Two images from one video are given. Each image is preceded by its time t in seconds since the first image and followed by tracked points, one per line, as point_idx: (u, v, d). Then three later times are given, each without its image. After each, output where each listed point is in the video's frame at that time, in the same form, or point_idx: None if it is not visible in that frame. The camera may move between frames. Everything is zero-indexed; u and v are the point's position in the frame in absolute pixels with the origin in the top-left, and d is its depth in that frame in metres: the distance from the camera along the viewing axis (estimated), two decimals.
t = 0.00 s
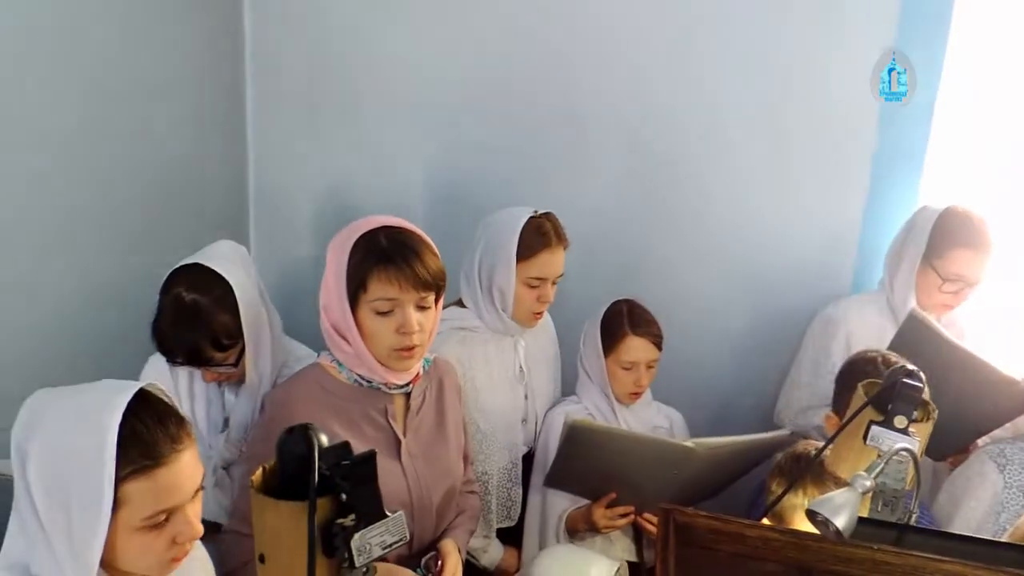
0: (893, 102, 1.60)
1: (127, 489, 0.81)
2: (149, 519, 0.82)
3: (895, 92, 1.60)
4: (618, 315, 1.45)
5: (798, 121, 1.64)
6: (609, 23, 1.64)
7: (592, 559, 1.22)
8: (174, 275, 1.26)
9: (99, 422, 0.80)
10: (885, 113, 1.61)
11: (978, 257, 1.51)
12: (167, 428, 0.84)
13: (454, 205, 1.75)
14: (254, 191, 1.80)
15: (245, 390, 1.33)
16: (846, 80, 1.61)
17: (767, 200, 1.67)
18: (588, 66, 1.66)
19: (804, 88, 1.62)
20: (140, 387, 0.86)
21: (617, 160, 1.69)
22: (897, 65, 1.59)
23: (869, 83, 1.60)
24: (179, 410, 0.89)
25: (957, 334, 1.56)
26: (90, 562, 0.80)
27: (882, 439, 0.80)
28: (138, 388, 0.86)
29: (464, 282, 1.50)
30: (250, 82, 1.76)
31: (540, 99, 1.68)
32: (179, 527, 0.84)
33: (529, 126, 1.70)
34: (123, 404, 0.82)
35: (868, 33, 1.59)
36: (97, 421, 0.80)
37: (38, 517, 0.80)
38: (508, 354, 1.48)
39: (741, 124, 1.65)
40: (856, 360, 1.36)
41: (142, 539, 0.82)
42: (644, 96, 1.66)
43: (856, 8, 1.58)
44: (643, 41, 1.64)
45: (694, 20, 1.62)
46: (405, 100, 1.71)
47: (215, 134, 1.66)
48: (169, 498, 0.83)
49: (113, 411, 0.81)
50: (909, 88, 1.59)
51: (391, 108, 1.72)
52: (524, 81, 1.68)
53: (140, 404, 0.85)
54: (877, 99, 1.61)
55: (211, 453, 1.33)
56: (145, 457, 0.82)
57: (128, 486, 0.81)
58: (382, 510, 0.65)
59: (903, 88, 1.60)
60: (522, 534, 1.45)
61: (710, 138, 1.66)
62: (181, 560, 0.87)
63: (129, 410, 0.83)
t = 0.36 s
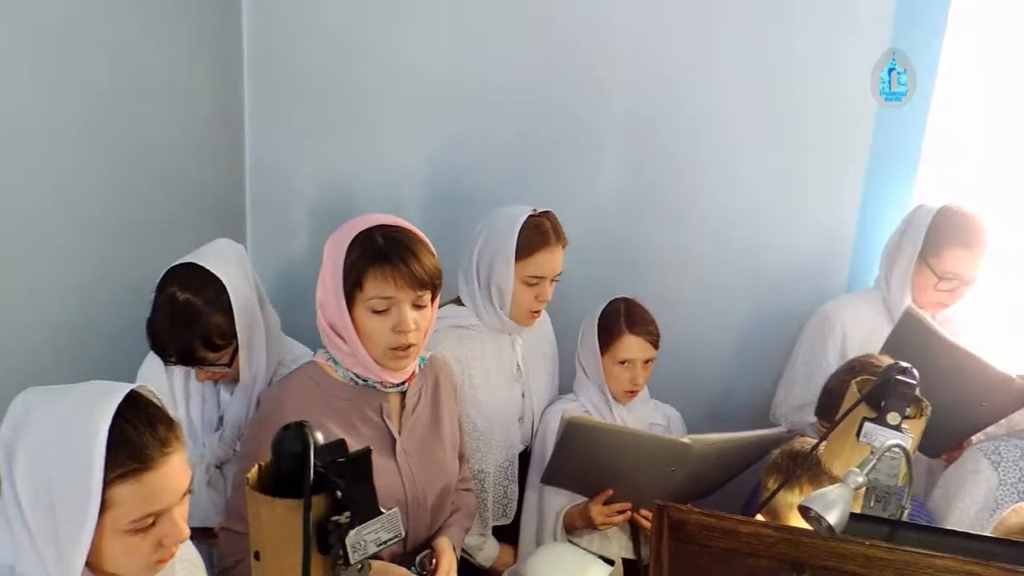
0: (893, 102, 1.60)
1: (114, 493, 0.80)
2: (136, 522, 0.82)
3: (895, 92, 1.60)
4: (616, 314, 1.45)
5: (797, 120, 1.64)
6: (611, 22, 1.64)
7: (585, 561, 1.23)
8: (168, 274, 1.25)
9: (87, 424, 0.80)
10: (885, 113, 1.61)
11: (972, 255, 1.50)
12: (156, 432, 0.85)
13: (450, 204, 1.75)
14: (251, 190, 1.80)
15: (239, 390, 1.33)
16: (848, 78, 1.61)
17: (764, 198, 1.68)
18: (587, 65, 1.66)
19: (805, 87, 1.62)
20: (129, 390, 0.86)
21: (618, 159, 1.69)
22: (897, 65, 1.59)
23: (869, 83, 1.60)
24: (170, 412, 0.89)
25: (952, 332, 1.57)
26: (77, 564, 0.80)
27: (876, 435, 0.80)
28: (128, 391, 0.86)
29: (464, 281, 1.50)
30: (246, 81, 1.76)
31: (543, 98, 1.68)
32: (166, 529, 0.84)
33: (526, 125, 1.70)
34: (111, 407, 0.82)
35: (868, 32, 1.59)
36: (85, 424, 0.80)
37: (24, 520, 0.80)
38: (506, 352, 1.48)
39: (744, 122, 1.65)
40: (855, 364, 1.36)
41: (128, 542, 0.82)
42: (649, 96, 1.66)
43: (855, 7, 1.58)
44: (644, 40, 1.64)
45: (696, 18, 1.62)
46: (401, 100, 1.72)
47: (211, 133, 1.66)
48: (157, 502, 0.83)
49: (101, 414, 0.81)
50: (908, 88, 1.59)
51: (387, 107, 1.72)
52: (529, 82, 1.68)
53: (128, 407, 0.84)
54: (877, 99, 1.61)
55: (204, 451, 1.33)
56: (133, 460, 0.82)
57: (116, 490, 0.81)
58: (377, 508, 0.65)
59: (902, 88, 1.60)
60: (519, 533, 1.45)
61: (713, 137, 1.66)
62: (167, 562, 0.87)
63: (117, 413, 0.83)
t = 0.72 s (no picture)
0: (894, 102, 1.61)
1: (93, 492, 0.81)
2: (116, 522, 0.82)
3: (895, 92, 1.61)
4: (602, 314, 1.46)
5: (791, 120, 1.65)
6: (609, 23, 1.64)
7: (570, 560, 1.23)
8: (158, 274, 1.25)
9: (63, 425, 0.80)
10: (887, 113, 1.62)
11: (953, 255, 1.55)
12: (133, 431, 0.85)
13: (436, 205, 1.75)
14: (236, 190, 1.80)
15: (229, 388, 1.33)
16: (842, 78, 1.62)
17: (752, 197, 1.69)
18: (581, 65, 1.66)
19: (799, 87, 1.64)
20: (104, 390, 0.86)
21: (614, 160, 1.69)
22: (897, 65, 1.60)
23: (870, 82, 1.61)
24: (147, 412, 0.89)
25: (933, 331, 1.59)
26: (59, 565, 0.80)
27: (854, 432, 0.81)
28: (103, 390, 0.86)
29: (448, 281, 1.50)
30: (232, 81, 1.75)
31: (539, 98, 1.69)
32: (148, 529, 0.84)
33: (514, 126, 1.70)
34: (86, 407, 0.82)
35: (861, 33, 1.60)
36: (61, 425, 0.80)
37: (3, 523, 0.79)
38: (492, 351, 1.49)
39: (744, 121, 1.66)
40: (835, 359, 1.37)
41: (110, 543, 0.82)
42: (648, 96, 1.66)
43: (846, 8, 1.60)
44: (641, 40, 1.64)
45: (692, 18, 1.63)
46: (389, 100, 1.71)
47: (196, 132, 1.65)
48: (137, 501, 0.82)
49: (76, 414, 0.81)
50: (909, 88, 1.60)
51: (373, 108, 1.72)
52: (524, 83, 1.68)
53: (104, 407, 0.84)
54: (877, 98, 1.62)
55: (194, 450, 1.32)
56: (110, 460, 0.82)
57: (94, 489, 0.81)
58: (359, 508, 0.65)
59: (903, 88, 1.61)
60: (506, 532, 1.46)
61: (711, 137, 1.67)
62: (152, 562, 0.87)
63: (93, 412, 0.83)
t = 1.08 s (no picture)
0: (894, 102, 1.61)
1: (95, 490, 0.81)
2: (116, 520, 0.83)
3: (895, 92, 1.61)
4: (598, 314, 1.46)
5: (791, 120, 1.65)
6: (609, 23, 1.65)
7: (568, 561, 1.23)
8: (148, 273, 1.24)
9: (65, 425, 0.79)
10: (887, 113, 1.63)
11: (951, 254, 1.55)
12: (136, 430, 0.85)
13: (432, 205, 1.75)
14: (232, 190, 1.79)
15: (223, 388, 1.34)
16: (839, 79, 1.63)
17: (748, 197, 1.69)
18: (580, 65, 1.66)
19: (797, 87, 1.64)
20: (106, 388, 0.86)
21: (613, 160, 1.70)
22: (897, 65, 1.60)
23: (869, 83, 1.62)
24: (148, 411, 0.90)
25: (929, 330, 1.59)
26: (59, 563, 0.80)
27: (848, 432, 0.81)
28: (104, 389, 0.86)
29: (446, 282, 1.50)
30: (227, 81, 1.75)
31: (538, 98, 1.69)
32: (148, 528, 0.85)
33: (511, 126, 1.70)
34: (88, 406, 0.82)
35: (859, 33, 1.61)
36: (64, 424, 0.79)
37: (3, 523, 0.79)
38: (489, 352, 1.49)
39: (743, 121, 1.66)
40: (830, 359, 1.38)
41: (110, 541, 0.83)
42: (648, 96, 1.67)
43: (844, 8, 1.60)
44: (641, 40, 1.65)
45: (690, 18, 1.63)
46: (386, 100, 1.72)
47: (193, 133, 1.65)
48: (138, 499, 0.83)
49: (79, 413, 0.81)
50: (909, 88, 1.60)
51: (370, 109, 1.72)
52: (523, 84, 1.68)
53: (106, 406, 0.84)
54: (877, 98, 1.62)
55: (188, 450, 1.33)
56: (113, 458, 0.82)
57: (96, 487, 0.81)
58: (355, 509, 0.65)
59: (903, 88, 1.61)
60: (503, 532, 1.46)
61: (710, 137, 1.67)
62: (150, 562, 0.88)
63: (95, 411, 0.83)
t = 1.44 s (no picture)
0: (894, 102, 1.62)
1: (116, 482, 0.83)
2: (135, 513, 0.85)
3: (895, 92, 1.61)
4: (595, 314, 1.46)
5: (791, 121, 1.66)
6: (609, 24, 1.65)
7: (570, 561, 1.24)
8: (136, 271, 1.25)
9: (90, 418, 0.81)
10: (887, 113, 1.63)
11: (951, 256, 1.56)
12: (158, 425, 0.87)
13: (431, 206, 1.76)
14: (232, 190, 1.80)
15: (215, 390, 1.35)
16: (839, 79, 1.63)
17: (747, 197, 1.70)
18: (579, 66, 1.67)
19: (797, 87, 1.64)
20: (129, 382, 0.88)
21: (613, 160, 1.70)
22: (897, 65, 1.60)
23: (869, 83, 1.62)
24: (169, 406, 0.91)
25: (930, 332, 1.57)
26: (78, 553, 0.82)
27: (847, 432, 0.82)
28: (128, 384, 0.88)
29: (447, 284, 1.50)
30: (226, 82, 1.75)
31: (538, 98, 1.69)
32: (165, 523, 0.87)
33: (510, 127, 1.71)
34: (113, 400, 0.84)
35: (859, 34, 1.61)
36: (89, 417, 0.81)
37: (27, 512, 0.81)
38: (490, 353, 1.49)
39: (742, 121, 1.66)
40: (828, 359, 1.38)
41: (128, 533, 0.85)
42: (648, 96, 1.67)
43: (844, 8, 1.60)
44: (641, 41, 1.65)
45: (690, 18, 1.63)
46: (386, 101, 1.72)
47: (192, 134, 1.65)
48: (157, 493, 0.85)
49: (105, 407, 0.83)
50: (909, 88, 1.61)
51: (369, 110, 1.73)
52: (522, 84, 1.69)
53: (130, 400, 0.87)
54: (877, 98, 1.62)
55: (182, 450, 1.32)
56: (135, 452, 0.84)
57: (118, 480, 0.83)
58: (356, 508, 0.65)
59: (903, 88, 1.61)
60: (503, 533, 1.46)
61: (710, 137, 1.68)
62: (164, 557, 0.90)
63: (119, 405, 0.85)
